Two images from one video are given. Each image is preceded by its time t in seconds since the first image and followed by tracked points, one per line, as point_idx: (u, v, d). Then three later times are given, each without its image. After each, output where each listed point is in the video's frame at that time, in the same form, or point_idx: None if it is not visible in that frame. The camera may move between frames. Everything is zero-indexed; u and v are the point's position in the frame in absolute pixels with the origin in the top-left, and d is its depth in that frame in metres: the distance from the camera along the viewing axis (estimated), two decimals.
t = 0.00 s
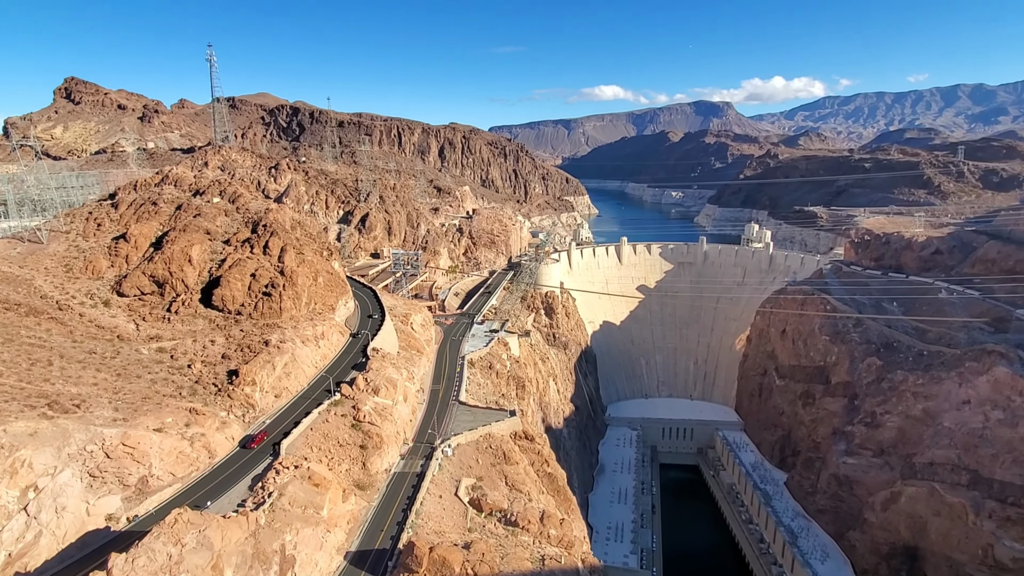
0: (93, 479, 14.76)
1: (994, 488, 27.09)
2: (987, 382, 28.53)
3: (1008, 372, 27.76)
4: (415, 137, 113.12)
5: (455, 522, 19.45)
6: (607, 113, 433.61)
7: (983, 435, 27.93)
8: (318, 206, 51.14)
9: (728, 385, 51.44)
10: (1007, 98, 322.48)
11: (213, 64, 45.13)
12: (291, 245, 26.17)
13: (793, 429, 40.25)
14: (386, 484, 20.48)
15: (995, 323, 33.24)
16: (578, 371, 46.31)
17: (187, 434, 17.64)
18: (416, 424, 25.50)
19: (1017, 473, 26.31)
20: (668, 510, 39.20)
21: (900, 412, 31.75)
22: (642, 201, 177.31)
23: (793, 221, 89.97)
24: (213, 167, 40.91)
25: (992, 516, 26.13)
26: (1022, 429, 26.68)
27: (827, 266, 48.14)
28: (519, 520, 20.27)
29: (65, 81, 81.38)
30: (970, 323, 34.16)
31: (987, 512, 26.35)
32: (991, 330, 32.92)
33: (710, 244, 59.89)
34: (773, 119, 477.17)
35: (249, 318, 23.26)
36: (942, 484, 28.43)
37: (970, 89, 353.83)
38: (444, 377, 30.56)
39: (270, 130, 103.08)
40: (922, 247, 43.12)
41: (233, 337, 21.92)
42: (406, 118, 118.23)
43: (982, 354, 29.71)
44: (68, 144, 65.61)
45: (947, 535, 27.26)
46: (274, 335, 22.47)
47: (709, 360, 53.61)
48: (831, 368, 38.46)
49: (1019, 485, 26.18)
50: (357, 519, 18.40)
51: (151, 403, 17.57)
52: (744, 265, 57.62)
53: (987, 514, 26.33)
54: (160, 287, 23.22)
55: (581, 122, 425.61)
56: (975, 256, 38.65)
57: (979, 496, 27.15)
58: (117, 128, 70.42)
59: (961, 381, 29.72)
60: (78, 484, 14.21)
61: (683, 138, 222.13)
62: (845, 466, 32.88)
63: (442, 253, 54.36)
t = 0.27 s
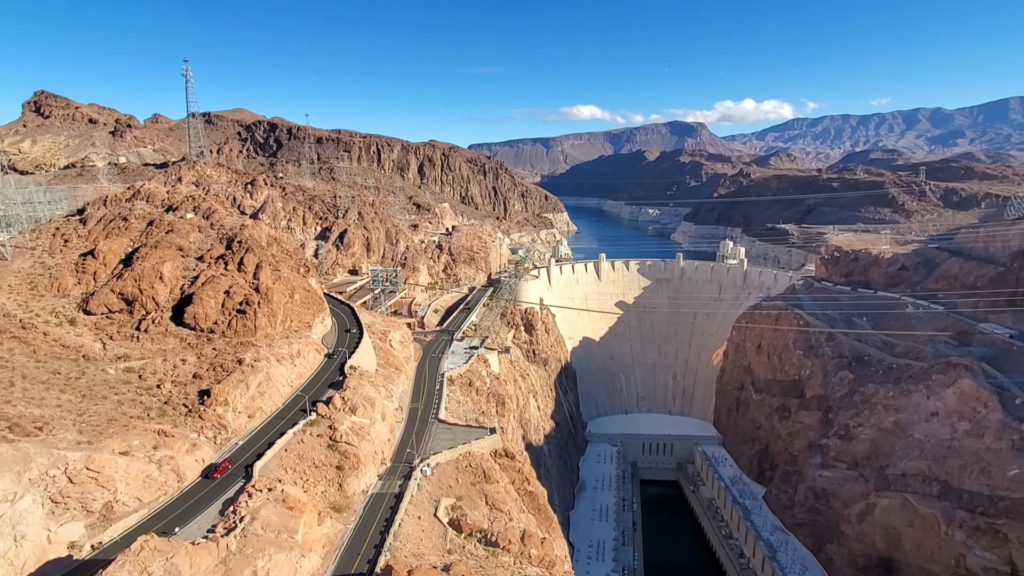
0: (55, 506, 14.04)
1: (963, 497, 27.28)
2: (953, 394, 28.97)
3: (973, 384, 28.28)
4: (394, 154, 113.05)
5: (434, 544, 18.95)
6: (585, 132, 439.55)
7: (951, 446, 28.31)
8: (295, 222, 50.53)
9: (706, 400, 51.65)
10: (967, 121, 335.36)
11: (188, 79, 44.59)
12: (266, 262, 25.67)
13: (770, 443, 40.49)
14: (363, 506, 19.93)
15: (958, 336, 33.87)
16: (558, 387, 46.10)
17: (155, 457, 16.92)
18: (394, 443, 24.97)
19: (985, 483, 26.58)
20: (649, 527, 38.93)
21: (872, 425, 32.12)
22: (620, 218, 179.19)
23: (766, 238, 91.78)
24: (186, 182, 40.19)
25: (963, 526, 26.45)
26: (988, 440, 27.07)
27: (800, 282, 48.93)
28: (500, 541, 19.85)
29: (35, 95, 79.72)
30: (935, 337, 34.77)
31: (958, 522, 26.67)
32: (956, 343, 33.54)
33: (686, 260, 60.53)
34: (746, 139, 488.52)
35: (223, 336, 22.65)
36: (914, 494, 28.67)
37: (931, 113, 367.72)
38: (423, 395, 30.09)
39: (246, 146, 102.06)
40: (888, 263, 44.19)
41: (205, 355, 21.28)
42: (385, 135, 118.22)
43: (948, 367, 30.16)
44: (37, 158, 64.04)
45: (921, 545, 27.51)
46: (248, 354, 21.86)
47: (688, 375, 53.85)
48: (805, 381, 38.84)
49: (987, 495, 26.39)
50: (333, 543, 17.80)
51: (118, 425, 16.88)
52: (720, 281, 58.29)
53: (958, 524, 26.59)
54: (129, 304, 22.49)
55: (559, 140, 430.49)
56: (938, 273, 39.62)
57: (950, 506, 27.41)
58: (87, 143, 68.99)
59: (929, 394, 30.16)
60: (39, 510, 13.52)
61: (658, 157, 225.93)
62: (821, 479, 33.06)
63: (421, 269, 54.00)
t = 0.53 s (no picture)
0: (26, 518, 13.65)
1: (937, 496, 27.80)
2: (927, 395, 29.58)
3: (945, 385, 28.87)
4: (376, 158, 112.50)
5: (418, 552, 18.84)
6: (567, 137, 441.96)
7: (925, 446, 28.85)
8: (276, 227, 49.99)
9: (688, 404, 52.06)
10: (938, 129, 344.08)
11: (165, 81, 43.99)
12: (245, 267, 25.35)
13: (751, 445, 40.93)
14: (345, 514, 19.73)
15: (931, 338, 34.55)
16: (542, 392, 46.12)
17: (129, 467, 16.55)
18: (377, 450, 24.78)
19: (958, 482, 27.03)
20: (633, 530, 39.07)
21: (849, 426, 32.65)
22: (603, 223, 180.23)
23: (746, 243, 93.03)
24: (163, 186, 39.54)
25: (938, 524, 26.89)
26: (960, 439, 27.57)
27: (778, 286, 49.64)
28: (484, 547, 19.77)
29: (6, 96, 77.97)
30: (909, 339, 35.48)
31: (933, 520, 27.10)
32: (929, 345, 34.24)
33: (668, 264, 61.07)
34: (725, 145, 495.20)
35: (200, 343, 22.33)
36: (891, 494, 29.16)
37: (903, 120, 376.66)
38: (406, 401, 29.90)
39: (225, 149, 100.83)
40: (863, 268, 45.05)
41: (182, 363, 20.94)
42: (367, 139, 117.65)
43: (921, 369, 30.92)
44: (8, 161, 62.56)
45: (897, 544, 27.95)
46: (227, 361, 21.54)
47: (670, 379, 54.25)
48: (785, 384, 39.38)
49: (961, 493, 26.82)
50: (315, 553, 17.59)
51: (91, 435, 16.50)
52: (701, 285, 58.90)
53: (932, 522, 26.99)
54: (103, 311, 22.03)
55: (542, 146, 432.17)
56: (911, 276, 40.44)
57: (925, 504, 27.81)
58: (61, 145, 67.59)
59: (903, 395, 30.76)
60: (9, 523, 13.11)
61: (640, 163, 227.98)
62: (800, 480, 33.47)
63: (404, 274, 53.75)
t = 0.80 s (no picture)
0: None
1: (909, 492, 28.34)
2: (899, 394, 30.29)
3: (916, 384, 29.57)
4: (356, 159, 111.65)
5: (400, 557, 18.77)
6: (548, 140, 443.57)
7: (897, 443, 29.51)
8: (253, 229, 49.34)
9: (669, 404, 52.55)
10: (909, 134, 352.72)
11: (139, 80, 43.19)
12: (222, 270, 25.03)
13: (730, 444, 41.48)
14: (325, 520, 19.57)
15: (902, 338, 35.36)
16: (524, 394, 46.18)
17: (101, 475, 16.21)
18: (358, 454, 24.61)
19: (929, 478, 27.61)
20: (615, 531, 39.31)
21: (825, 424, 33.27)
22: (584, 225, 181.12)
23: (724, 246, 94.23)
24: (136, 187, 38.78)
25: (910, 519, 27.44)
26: (931, 436, 28.24)
27: (756, 288, 50.42)
28: (466, 551, 19.75)
29: None
30: (882, 339, 36.28)
31: (905, 516, 27.61)
32: (901, 344, 35.02)
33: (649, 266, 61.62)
34: (704, 149, 501.05)
35: (175, 347, 22.00)
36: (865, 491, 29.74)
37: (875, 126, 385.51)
38: (387, 405, 29.73)
39: (201, 149, 99.22)
40: (838, 270, 45.97)
41: (156, 368, 20.59)
42: (347, 140, 116.77)
43: (893, 368, 31.68)
44: None
45: (871, 540, 28.54)
46: (203, 365, 21.22)
47: (651, 380, 54.71)
48: (763, 384, 40.02)
49: (932, 488, 27.39)
50: (294, 560, 17.42)
51: (61, 442, 16.14)
52: (681, 286, 59.52)
53: (905, 518, 27.54)
54: (74, 314, 21.57)
55: (524, 148, 433.01)
56: (883, 278, 41.34)
57: (897, 501, 28.35)
58: (30, 144, 65.85)
59: (877, 394, 31.46)
60: None
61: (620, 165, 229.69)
62: (778, 478, 33.99)
63: (385, 277, 53.45)
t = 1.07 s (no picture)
0: None
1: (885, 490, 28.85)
2: (874, 393, 30.88)
3: (891, 384, 30.18)
4: (338, 162, 110.87)
5: (383, 563, 18.68)
6: (531, 143, 444.79)
7: (873, 441, 30.06)
8: (232, 231, 48.75)
9: (652, 406, 52.93)
10: (883, 139, 360.27)
11: (114, 79, 42.48)
12: (200, 273, 24.70)
13: (712, 444, 41.92)
14: (306, 526, 19.37)
15: (877, 338, 36.05)
16: (508, 397, 46.17)
17: (74, 483, 15.88)
18: (340, 460, 24.40)
19: (904, 476, 28.12)
20: (599, 533, 39.43)
21: (804, 424, 33.80)
22: (567, 228, 181.79)
23: (705, 249, 95.30)
24: (111, 189, 38.08)
25: (886, 516, 27.97)
26: (905, 434, 28.80)
27: (736, 290, 51.07)
28: (449, 556, 19.70)
29: None
30: (857, 340, 36.98)
31: (881, 513, 28.15)
32: (876, 345, 35.71)
33: (631, 269, 62.08)
34: (685, 153, 506.39)
35: (151, 352, 21.67)
36: (842, 488, 30.25)
37: (851, 131, 393.21)
38: (370, 409, 29.53)
39: (179, 150, 97.77)
40: (815, 272, 46.76)
41: (131, 373, 20.23)
42: (329, 142, 115.92)
43: (869, 368, 32.33)
44: None
45: (849, 537, 29.03)
46: (179, 371, 20.89)
47: (634, 381, 55.08)
48: (743, 384, 40.54)
49: (906, 485, 27.89)
50: (274, 568, 17.22)
51: (32, 450, 15.80)
52: (663, 289, 60.04)
53: (881, 514, 28.02)
54: (45, 319, 21.13)
55: (507, 151, 433.54)
56: (859, 280, 42.15)
57: (874, 498, 28.83)
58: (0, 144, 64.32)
59: (853, 394, 32.05)
60: None
61: (603, 169, 231.16)
62: (758, 477, 34.42)
63: (368, 280, 53.12)
